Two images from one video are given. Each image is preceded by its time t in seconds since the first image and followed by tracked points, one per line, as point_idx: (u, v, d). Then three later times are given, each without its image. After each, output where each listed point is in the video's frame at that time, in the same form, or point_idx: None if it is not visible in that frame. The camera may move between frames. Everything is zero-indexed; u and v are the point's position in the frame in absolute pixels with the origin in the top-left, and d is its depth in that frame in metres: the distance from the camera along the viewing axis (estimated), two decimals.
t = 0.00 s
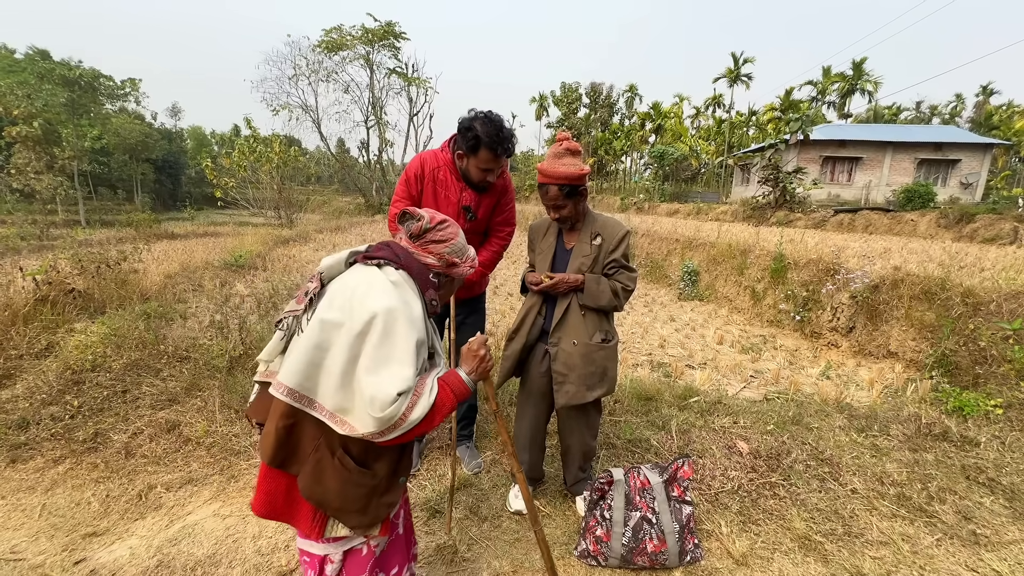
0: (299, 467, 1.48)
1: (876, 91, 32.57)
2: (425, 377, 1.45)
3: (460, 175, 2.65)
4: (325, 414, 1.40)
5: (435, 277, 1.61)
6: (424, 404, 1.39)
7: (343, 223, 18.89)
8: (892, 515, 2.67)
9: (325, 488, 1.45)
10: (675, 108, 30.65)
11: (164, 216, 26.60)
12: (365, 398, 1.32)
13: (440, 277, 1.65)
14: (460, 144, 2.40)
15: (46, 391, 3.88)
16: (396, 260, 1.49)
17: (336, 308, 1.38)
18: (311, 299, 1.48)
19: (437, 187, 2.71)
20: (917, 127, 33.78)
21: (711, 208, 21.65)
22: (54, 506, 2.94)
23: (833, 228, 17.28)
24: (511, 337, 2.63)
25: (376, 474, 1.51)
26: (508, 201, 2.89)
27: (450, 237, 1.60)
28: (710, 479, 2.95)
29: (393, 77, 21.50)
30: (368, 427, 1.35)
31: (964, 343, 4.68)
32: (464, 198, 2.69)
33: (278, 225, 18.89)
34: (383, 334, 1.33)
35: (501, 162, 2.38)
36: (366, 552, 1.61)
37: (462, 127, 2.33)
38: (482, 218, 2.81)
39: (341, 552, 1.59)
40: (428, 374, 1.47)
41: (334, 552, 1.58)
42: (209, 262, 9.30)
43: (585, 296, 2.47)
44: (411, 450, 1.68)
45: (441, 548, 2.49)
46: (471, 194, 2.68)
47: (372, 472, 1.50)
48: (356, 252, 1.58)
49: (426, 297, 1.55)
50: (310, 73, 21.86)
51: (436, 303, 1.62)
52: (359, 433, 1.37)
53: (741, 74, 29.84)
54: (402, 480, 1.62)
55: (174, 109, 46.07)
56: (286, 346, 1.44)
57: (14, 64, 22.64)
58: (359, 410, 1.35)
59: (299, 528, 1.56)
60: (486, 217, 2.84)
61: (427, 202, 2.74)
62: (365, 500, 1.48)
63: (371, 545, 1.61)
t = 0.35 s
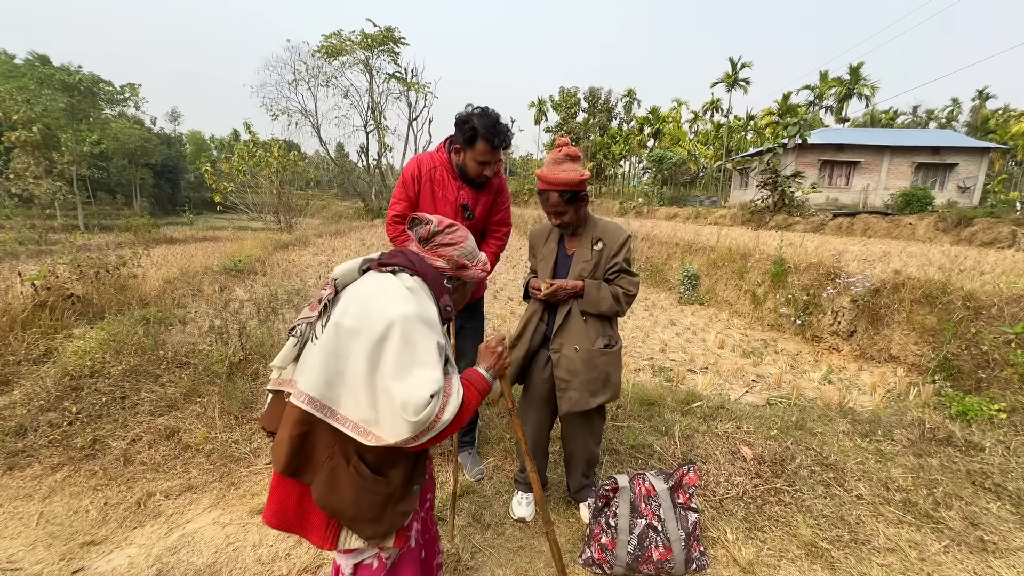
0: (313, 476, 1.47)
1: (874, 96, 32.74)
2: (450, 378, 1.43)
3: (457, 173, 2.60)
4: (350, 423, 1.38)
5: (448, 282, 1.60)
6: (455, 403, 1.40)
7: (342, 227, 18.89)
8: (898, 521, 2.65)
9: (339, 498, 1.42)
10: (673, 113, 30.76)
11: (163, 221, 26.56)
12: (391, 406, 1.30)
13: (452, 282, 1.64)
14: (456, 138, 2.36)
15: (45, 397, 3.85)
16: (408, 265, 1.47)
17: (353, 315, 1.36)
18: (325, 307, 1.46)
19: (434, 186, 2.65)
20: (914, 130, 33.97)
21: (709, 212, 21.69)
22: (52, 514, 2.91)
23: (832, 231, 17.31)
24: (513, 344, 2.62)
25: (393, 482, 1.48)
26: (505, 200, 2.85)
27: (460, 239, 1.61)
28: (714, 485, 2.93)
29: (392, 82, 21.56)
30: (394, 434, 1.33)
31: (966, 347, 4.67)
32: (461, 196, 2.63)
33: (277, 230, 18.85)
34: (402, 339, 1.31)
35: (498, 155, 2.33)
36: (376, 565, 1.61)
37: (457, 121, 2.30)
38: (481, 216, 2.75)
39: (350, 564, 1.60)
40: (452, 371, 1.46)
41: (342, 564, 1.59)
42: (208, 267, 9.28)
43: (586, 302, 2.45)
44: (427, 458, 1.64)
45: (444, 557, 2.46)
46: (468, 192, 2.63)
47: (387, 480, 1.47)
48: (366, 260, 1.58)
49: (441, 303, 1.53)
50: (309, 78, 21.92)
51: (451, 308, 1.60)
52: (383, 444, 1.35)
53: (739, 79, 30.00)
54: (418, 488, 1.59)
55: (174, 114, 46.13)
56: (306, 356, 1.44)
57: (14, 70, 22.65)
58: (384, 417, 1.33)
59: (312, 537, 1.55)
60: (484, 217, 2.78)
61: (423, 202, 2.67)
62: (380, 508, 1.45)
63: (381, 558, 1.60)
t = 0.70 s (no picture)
0: (353, 474, 1.39)
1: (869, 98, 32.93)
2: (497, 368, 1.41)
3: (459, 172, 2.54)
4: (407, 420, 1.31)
5: (489, 288, 1.55)
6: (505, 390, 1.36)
7: (340, 232, 18.84)
8: (915, 526, 2.60)
9: (379, 497, 1.36)
10: (669, 116, 30.86)
11: (160, 227, 26.46)
12: (454, 399, 1.25)
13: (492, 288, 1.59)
14: (457, 135, 2.31)
15: (40, 407, 3.79)
16: (450, 268, 1.43)
17: (400, 311, 1.32)
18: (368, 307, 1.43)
19: (436, 186, 2.59)
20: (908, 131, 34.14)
21: (707, 214, 21.72)
22: (47, 527, 2.84)
23: (830, 232, 17.36)
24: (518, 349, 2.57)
25: (432, 485, 1.42)
26: (508, 200, 2.79)
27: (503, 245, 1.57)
28: (726, 490, 2.88)
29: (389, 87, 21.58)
30: (458, 428, 1.27)
31: (972, 347, 4.66)
32: (464, 195, 2.57)
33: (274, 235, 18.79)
34: (456, 332, 1.28)
35: (501, 150, 2.28)
36: (401, 567, 1.53)
37: (459, 118, 2.25)
38: (483, 217, 2.69)
39: (379, 563, 1.53)
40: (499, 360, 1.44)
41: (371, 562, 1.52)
42: (206, 273, 9.21)
43: (594, 305, 2.39)
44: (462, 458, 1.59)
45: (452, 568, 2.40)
46: (471, 191, 2.56)
47: (427, 479, 1.41)
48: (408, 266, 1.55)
49: (482, 307, 1.48)
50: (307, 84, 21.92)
51: (490, 313, 1.54)
52: (450, 438, 1.28)
53: (735, 81, 30.14)
54: (455, 489, 1.53)
55: (170, 120, 46.04)
56: (353, 359, 1.38)
57: (10, 78, 22.59)
58: (445, 410, 1.28)
59: (348, 537, 1.50)
60: (487, 218, 2.72)
61: (426, 202, 2.62)
62: (420, 508, 1.40)
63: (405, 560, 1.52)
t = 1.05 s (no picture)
0: (414, 461, 1.34)
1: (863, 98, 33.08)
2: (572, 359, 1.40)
3: (466, 176, 2.43)
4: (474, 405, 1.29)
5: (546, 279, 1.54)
6: (587, 379, 1.37)
7: (337, 237, 18.72)
8: (942, 536, 2.49)
9: (440, 483, 1.30)
10: (665, 118, 30.90)
11: (154, 235, 26.26)
12: (526, 383, 1.24)
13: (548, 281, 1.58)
14: (466, 139, 2.22)
15: (30, 421, 3.66)
16: (508, 257, 1.41)
17: (462, 297, 1.28)
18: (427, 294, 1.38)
19: (442, 190, 2.48)
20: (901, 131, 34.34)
21: (704, 215, 21.70)
22: (36, 549, 2.72)
23: (827, 232, 17.35)
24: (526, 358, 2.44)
25: (492, 471, 1.38)
26: (517, 206, 2.67)
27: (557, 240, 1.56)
28: (743, 501, 2.78)
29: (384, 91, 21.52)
30: (528, 411, 1.27)
31: (983, 347, 4.60)
32: (471, 200, 2.46)
33: (270, 241, 18.67)
34: (525, 317, 1.25)
35: (511, 155, 2.20)
36: (451, 565, 1.49)
37: (468, 121, 2.16)
38: (492, 223, 2.56)
39: (427, 564, 1.46)
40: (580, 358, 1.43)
41: (419, 561, 1.45)
42: (202, 280, 9.08)
43: (609, 310, 2.28)
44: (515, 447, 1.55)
45: None
46: (479, 196, 2.44)
47: (487, 466, 1.36)
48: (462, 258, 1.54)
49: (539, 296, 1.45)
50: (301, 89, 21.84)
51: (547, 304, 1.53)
52: (521, 419, 1.28)
53: (730, 83, 30.22)
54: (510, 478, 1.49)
55: (165, 127, 45.88)
56: (411, 346, 1.34)
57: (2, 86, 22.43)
58: (514, 394, 1.27)
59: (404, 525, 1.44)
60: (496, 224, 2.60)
61: (433, 208, 2.51)
62: (480, 495, 1.35)
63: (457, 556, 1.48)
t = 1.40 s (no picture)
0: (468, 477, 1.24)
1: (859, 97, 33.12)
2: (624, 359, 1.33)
3: (474, 178, 2.34)
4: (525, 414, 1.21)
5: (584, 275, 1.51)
6: (646, 379, 1.29)
7: (336, 242, 18.61)
8: (975, 550, 2.39)
9: (499, 497, 1.21)
10: (662, 119, 30.89)
11: (152, 242, 26.12)
12: (583, 386, 1.17)
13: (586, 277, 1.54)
14: (475, 137, 2.16)
15: (22, 437, 3.54)
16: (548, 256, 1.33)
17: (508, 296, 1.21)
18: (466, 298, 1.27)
19: (449, 193, 2.38)
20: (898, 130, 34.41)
21: (703, 216, 21.65)
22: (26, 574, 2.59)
23: (827, 231, 17.30)
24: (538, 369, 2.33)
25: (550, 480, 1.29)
26: (528, 209, 2.57)
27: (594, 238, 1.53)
28: (766, 514, 2.67)
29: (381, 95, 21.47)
30: (586, 418, 1.20)
31: (998, 347, 4.51)
32: (480, 202, 2.37)
33: (268, 247, 18.55)
34: (576, 314, 1.19)
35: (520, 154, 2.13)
36: None
37: (477, 119, 2.12)
38: (501, 226, 2.47)
39: None
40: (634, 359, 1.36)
41: None
42: (200, 287, 8.96)
43: (626, 318, 2.17)
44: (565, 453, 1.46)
45: None
46: (487, 198, 2.36)
47: (545, 475, 1.28)
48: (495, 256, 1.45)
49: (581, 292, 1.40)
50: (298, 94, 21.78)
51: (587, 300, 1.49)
52: (581, 424, 1.21)
53: (727, 83, 30.25)
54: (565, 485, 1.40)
55: (161, 134, 45.76)
56: (452, 353, 1.24)
57: None
58: (569, 398, 1.20)
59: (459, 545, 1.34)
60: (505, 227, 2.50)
61: (440, 212, 2.41)
62: (540, 507, 1.26)
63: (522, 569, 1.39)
